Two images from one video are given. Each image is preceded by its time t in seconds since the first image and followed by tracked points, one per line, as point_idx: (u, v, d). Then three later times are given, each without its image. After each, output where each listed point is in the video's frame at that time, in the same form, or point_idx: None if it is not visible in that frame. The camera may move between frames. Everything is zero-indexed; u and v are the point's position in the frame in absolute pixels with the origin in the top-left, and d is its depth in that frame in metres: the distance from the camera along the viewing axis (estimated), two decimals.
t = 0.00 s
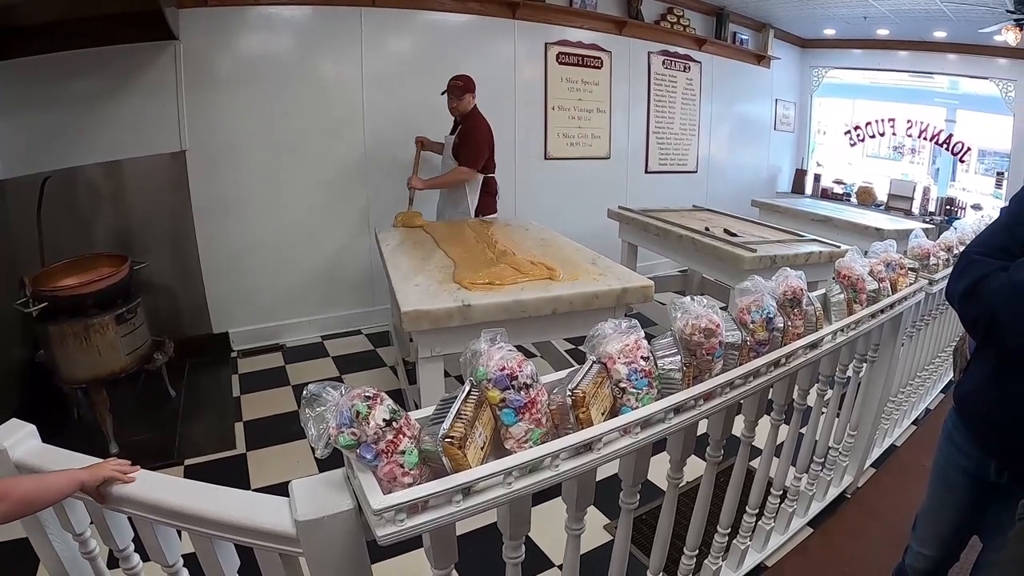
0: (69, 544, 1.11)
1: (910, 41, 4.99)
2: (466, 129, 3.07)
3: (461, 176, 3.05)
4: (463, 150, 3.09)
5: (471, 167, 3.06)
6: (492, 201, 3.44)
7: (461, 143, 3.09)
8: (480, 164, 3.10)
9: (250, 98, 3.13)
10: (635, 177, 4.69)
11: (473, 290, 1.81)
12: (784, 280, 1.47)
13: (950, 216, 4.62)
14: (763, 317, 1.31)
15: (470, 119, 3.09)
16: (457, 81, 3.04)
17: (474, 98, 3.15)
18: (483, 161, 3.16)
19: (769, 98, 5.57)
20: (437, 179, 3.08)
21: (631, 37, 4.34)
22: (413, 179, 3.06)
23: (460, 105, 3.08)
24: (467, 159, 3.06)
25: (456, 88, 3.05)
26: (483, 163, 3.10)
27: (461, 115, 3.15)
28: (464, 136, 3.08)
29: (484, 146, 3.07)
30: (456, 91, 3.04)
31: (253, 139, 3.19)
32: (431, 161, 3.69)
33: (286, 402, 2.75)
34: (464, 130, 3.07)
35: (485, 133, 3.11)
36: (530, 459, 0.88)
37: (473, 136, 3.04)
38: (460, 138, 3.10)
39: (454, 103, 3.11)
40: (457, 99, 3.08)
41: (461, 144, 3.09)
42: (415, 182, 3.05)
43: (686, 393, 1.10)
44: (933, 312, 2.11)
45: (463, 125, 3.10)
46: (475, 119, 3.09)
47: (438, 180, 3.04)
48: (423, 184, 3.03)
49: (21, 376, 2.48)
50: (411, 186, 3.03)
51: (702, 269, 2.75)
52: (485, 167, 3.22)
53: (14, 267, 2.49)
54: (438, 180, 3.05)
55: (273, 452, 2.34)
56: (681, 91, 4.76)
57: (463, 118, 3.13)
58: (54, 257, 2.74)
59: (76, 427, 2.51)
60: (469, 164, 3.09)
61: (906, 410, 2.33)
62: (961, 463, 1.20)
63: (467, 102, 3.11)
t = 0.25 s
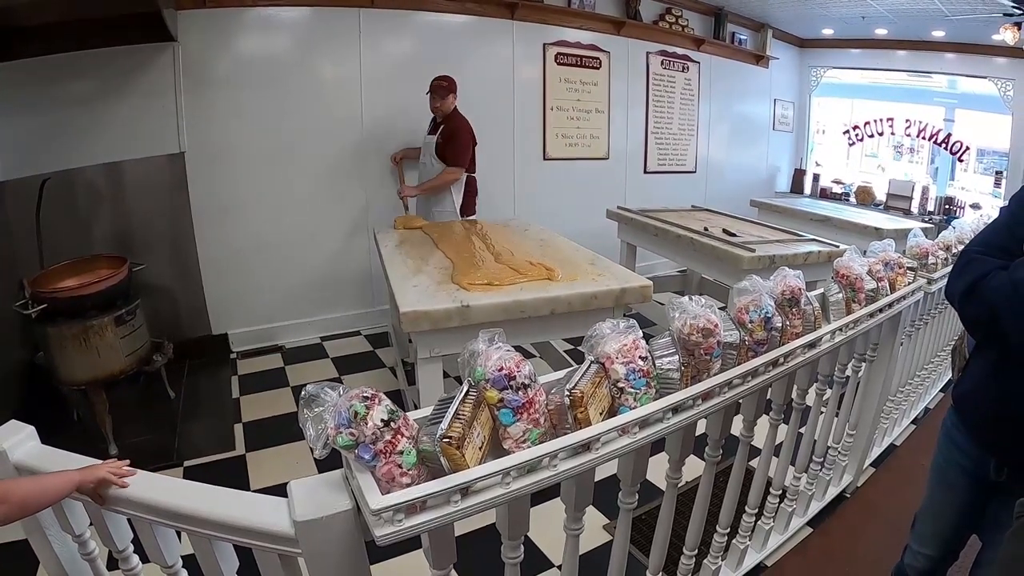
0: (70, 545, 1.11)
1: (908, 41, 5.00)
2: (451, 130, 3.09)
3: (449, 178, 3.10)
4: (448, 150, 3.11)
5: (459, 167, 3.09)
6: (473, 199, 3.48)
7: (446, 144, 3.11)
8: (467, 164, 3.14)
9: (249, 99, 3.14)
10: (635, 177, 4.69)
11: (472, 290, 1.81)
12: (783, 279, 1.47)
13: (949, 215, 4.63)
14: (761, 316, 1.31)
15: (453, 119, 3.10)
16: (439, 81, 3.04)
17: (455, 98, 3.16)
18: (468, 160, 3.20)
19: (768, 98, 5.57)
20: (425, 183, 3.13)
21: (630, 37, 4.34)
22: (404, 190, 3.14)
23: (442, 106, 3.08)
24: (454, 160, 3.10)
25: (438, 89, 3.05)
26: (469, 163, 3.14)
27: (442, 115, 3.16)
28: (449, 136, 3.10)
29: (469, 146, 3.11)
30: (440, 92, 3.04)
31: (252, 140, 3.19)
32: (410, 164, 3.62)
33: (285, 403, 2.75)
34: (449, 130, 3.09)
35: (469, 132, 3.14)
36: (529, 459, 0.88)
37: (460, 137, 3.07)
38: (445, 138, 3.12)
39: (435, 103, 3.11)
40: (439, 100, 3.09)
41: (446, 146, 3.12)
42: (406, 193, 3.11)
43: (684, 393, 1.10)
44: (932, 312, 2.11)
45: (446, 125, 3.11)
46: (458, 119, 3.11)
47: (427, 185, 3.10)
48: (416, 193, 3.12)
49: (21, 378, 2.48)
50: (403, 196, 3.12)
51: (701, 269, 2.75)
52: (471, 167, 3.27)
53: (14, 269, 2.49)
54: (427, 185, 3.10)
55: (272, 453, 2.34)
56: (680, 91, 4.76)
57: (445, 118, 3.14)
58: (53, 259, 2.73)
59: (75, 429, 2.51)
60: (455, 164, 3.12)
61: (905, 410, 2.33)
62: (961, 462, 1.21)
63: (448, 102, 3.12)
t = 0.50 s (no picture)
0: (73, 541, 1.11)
1: (913, 39, 4.97)
2: (446, 125, 3.11)
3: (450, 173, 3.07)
4: (446, 146, 3.12)
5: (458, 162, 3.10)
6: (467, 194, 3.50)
7: (443, 139, 3.13)
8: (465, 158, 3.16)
9: (252, 97, 3.14)
10: (639, 175, 4.68)
11: (475, 288, 1.81)
12: (787, 278, 1.46)
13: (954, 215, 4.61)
14: (765, 315, 1.31)
15: (447, 114, 3.12)
16: (430, 78, 3.03)
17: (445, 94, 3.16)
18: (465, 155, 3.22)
19: (773, 96, 5.55)
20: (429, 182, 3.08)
21: (634, 35, 4.33)
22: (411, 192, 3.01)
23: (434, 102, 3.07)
24: (451, 155, 3.11)
25: (431, 86, 3.04)
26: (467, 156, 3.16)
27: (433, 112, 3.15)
28: (446, 131, 3.12)
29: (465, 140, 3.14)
30: (433, 88, 3.03)
31: (255, 138, 3.20)
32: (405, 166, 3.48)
33: (288, 400, 2.76)
34: (445, 125, 3.11)
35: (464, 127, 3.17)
36: (532, 457, 0.88)
37: (458, 131, 3.09)
38: (441, 133, 3.14)
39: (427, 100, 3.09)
40: (431, 96, 3.07)
41: (444, 143, 3.14)
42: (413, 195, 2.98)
43: (687, 391, 1.10)
44: (936, 311, 2.10)
45: (441, 121, 3.13)
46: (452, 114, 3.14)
47: (432, 184, 3.05)
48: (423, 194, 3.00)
49: (25, 374, 2.50)
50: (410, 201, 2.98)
51: (705, 267, 2.75)
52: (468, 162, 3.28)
53: (19, 266, 2.51)
54: (432, 183, 3.05)
55: (276, 450, 2.35)
56: (684, 89, 4.75)
57: (438, 115, 3.15)
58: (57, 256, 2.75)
59: (79, 425, 2.52)
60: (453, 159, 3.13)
61: (909, 410, 2.32)
62: (965, 462, 1.20)
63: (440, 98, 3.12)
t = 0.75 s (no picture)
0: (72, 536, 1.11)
1: (916, 39, 4.97)
2: (447, 122, 3.14)
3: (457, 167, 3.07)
4: (450, 142, 3.14)
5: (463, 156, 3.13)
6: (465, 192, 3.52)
7: (445, 137, 3.15)
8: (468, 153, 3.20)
9: (253, 94, 3.14)
10: (640, 173, 4.68)
11: (476, 285, 1.81)
12: (788, 278, 1.46)
13: (956, 215, 4.60)
14: (766, 315, 1.31)
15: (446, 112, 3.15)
16: (427, 75, 3.05)
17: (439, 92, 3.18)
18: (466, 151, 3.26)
19: (775, 95, 5.55)
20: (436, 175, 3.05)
21: (637, 33, 4.33)
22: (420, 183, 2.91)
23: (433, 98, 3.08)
24: (455, 151, 3.13)
25: (428, 82, 3.05)
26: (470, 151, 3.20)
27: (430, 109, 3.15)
28: (447, 128, 3.14)
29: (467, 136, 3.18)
30: (431, 84, 3.05)
31: (256, 134, 3.19)
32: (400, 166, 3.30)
33: (289, 397, 2.76)
34: (447, 122, 3.13)
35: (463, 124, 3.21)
36: (532, 455, 0.88)
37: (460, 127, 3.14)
38: (442, 131, 3.16)
39: (423, 97, 3.09)
40: (428, 93, 3.08)
41: (447, 139, 3.16)
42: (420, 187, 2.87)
43: (688, 390, 1.10)
44: (937, 311, 2.10)
45: (441, 118, 3.15)
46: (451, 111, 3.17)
47: (441, 176, 3.02)
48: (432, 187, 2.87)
49: (25, 369, 2.50)
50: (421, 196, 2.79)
51: (706, 266, 2.75)
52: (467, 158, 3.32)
53: (19, 262, 2.50)
54: (440, 176, 3.02)
55: (276, 446, 2.35)
56: (686, 88, 4.75)
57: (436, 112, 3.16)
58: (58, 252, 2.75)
59: (79, 420, 2.52)
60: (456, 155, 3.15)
61: (909, 410, 2.32)
62: (965, 463, 1.20)
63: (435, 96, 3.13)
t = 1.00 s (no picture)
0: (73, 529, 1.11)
1: (923, 39, 4.94)
2: (460, 121, 3.18)
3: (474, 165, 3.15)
4: (464, 140, 3.19)
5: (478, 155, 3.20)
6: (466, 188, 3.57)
7: (458, 135, 3.19)
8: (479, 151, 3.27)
9: (258, 88, 3.13)
10: (646, 170, 4.67)
11: (481, 281, 1.81)
12: (793, 277, 1.46)
13: (961, 216, 4.58)
14: (772, 314, 1.30)
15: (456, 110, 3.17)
16: (436, 70, 2.94)
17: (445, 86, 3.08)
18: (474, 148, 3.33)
19: (781, 94, 5.53)
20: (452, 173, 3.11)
21: (643, 30, 4.31)
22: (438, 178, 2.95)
23: (442, 95, 3.01)
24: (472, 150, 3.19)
25: (437, 78, 2.95)
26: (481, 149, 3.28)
27: (437, 105, 3.08)
28: (460, 126, 3.18)
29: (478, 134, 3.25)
30: (440, 81, 2.95)
31: (260, 129, 3.18)
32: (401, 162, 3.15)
33: (291, 391, 2.76)
34: (460, 120, 3.17)
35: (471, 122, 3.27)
36: (536, 451, 0.87)
37: (474, 126, 3.20)
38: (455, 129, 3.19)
39: (432, 93, 2.99)
40: (437, 89, 2.98)
41: (461, 138, 3.21)
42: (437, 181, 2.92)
43: (693, 388, 1.09)
44: (942, 312, 2.09)
45: (453, 116, 3.17)
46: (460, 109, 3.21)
47: (458, 174, 3.08)
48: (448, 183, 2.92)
49: (28, 361, 2.51)
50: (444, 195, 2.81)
51: (710, 264, 2.74)
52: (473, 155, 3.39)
53: (24, 254, 2.51)
54: (460, 174, 3.08)
55: (279, 440, 2.35)
56: (692, 86, 4.73)
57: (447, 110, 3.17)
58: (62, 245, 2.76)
59: (82, 412, 2.52)
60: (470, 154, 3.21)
61: (912, 410, 2.31)
62: (968, 465, 1.19)
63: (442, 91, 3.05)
